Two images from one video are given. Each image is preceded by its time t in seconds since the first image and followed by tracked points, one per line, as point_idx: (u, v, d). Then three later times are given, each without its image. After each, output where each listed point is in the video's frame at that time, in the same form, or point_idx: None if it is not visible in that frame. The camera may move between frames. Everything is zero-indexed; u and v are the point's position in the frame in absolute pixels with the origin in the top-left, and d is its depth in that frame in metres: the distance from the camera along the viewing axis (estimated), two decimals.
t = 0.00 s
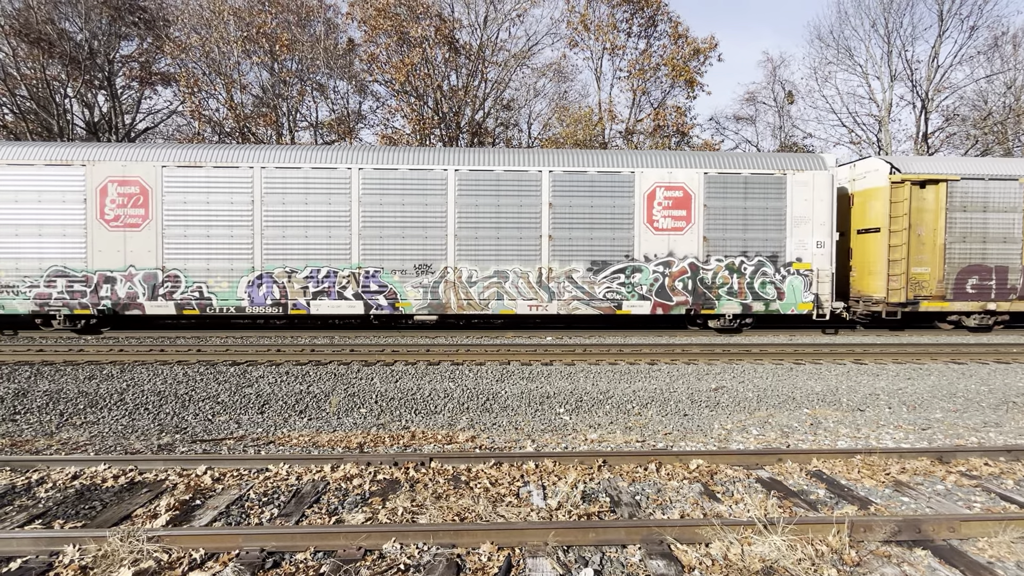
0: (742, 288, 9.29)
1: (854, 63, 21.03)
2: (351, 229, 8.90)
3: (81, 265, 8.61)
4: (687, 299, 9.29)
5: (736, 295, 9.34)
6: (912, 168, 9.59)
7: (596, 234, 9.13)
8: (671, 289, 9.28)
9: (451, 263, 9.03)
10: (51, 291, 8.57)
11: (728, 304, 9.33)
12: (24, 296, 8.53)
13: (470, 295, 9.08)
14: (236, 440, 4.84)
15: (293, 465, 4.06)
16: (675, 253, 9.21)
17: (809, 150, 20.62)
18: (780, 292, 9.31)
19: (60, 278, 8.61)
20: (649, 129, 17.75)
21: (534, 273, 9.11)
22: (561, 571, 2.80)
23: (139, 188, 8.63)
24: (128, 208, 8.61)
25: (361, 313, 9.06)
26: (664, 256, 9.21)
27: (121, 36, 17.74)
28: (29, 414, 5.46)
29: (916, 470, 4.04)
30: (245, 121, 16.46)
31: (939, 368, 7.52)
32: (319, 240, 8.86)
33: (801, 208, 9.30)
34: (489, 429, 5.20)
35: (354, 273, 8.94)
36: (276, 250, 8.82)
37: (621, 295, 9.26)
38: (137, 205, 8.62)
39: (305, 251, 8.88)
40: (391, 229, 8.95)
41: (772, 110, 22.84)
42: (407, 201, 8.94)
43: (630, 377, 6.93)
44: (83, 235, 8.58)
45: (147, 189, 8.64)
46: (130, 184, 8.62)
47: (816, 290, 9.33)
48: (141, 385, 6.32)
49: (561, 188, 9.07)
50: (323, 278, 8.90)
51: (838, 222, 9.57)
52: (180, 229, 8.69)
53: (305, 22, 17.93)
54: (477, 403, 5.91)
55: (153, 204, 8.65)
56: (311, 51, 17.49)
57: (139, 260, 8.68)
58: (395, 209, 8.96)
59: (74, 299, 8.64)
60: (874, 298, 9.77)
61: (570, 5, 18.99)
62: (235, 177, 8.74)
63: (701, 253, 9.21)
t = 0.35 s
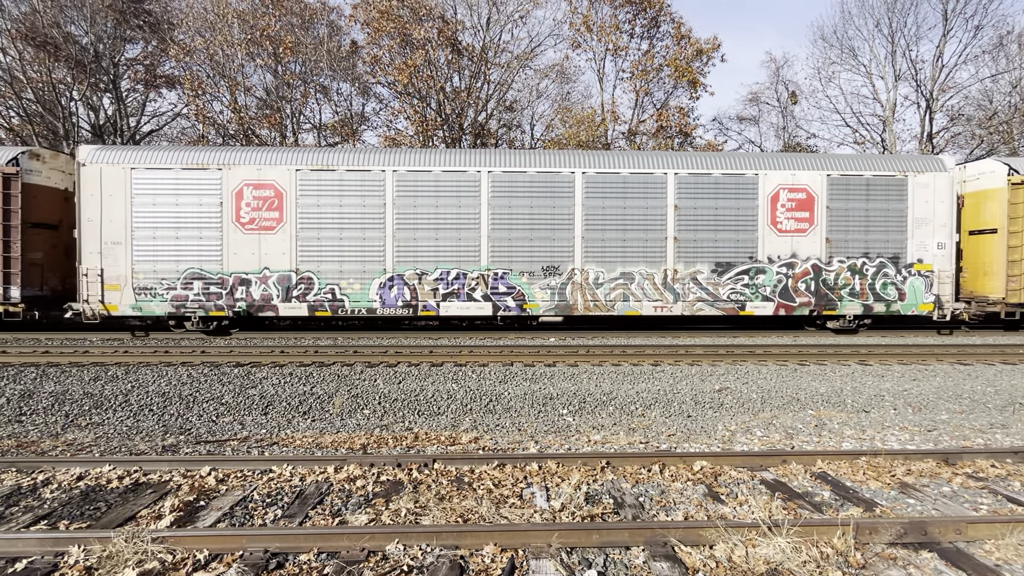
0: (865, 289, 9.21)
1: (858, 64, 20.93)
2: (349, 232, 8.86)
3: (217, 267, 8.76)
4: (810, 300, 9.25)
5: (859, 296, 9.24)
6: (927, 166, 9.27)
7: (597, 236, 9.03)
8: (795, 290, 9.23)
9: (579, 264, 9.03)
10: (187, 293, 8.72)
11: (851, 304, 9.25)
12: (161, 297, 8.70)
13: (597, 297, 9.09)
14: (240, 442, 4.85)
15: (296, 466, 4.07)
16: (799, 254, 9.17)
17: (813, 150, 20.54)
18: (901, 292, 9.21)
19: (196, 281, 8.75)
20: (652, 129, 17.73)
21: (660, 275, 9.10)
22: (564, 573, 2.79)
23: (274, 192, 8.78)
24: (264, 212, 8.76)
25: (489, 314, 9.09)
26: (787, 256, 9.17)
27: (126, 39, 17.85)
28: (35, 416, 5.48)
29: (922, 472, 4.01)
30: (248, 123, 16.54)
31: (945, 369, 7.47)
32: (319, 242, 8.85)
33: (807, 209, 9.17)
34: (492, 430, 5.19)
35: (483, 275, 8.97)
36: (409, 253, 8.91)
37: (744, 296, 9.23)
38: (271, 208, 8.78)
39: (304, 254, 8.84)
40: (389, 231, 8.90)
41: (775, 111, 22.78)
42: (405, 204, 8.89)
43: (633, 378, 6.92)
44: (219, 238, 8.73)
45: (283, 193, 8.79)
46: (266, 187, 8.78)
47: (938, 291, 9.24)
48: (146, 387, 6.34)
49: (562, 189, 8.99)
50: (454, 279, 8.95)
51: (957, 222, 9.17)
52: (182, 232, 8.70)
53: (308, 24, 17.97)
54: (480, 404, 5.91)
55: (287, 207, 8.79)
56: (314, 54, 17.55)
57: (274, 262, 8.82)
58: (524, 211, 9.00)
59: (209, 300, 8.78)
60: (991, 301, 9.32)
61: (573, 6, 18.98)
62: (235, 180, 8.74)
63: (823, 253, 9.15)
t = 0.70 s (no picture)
0: (986, 290, 9.22)
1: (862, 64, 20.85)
2: (346, 233, 8.89)
3: (349, 269, 8.94)
4: (931, 300, 9.24)
5: (978, 297, 9.26)
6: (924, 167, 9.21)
7: (592, 238, 9.01)
8: (916, 291, 9.22)
9: (703, 265, 9.08)
10: (320, 294, 8.92)
11: (971, 304, 9.25)
12: (294, 299, 8.90)
13: (721, 298, 9.13)
14: (244, 443, 4.86)
15: (300, 467, 4.08)
16: (921, 255, 9.16)
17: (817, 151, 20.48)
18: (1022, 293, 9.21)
19: (329, 282, 8.94)
20: (655, 130, 17.71)
21: (785, 276, 9.11)
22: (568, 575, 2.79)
23: (406, 195, 8.93)
24: (397, 214, 8.92)
25: (614, 316, 9.16)
26: (909, 258, 9.16)
27: (131, 43, 17.97)
28: (40, 418, 5.50)
29: (928, 473, 3.99)
30: (252, 125, 16.62)
31: (951, 370, 7.43)
32: (316, 244, 8.89)
33: (808, 210, 9.11)
34: (496, 432, 5.19)
35: (610, 276, 9.05)
36: (540, 254, 9.00)
37: (867, 296, 9.22)
38: (403, 210, 8.93)
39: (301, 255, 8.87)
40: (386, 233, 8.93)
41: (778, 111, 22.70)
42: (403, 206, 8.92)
43: (637, 379, 6.91)
44: (353, 240, 8.91)
45: (414, 196, 8.92)
46: (397, 191, 8.92)
47: None
48: (150, 388, 6.36)
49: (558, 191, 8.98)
50: (581, 280, 9.03)
51: None
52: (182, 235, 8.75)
53: (312, 27, 18.04)
54: (483, 406, 5.91)
55: (418, 210, 8.93)
56: (317, 56, 17.60)
57: (405, 264, 8.96)
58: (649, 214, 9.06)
59: (342, 301, 8.96)
60: None
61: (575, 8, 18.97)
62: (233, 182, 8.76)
63: (945, 254, 9.17)
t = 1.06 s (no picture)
0: None
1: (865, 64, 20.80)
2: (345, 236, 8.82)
3: (477, 271, 8.93)
4: None
5: None
6: (928, 168, 9.10)
7: (592, 240, 8.94)
8: None
9: (828, 266, 9.02)
10: (448, 296, 8.93)
11: None
12: (423, 299, 8.93)
13: (846, 298, 9.07)
14: (248, 444, 4.88)
15: (304, 468, 4.09)
16: None
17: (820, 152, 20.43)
18: None
19: (457, 284, 8.92)
20: (657, 131, 17.69)
21: (907, 276, 9.05)
22: None
23: (534, 197, 8.90)
24: (526, 216, 8.89)
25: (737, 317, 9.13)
26: None
27: (136, 45, 18.08)
28: (45, 418, 5.53)
29: (933, 476, 3.97)
30: (256, 127, 16.70)
31: (956, 372, 7.39)
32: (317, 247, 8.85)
33: (817, 211, 9.00)
34: (498, 433, 5.19)
35: (735, 276, 9.00)
36: (661, 255, 8.96)
37: (988, 297, 9.17)
38: (531, 213, 8.89)
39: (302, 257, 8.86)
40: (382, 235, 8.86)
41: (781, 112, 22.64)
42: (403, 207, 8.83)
43: (640, 381, 6.89)
44: (480, 242, 8.90)
45: (542, 198, 8.90)
46: (525, 192, 8.91)
47: None
48: (154, 389, 6.39)
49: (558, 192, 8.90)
50: (706, 282, 9.01)
51: None
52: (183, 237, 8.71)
53: (315, 29, 18.10)
54: (486, 407, 5.91)
55: (547, 212, 8.90)
56: (320, 58, 17.64)
57: (533, 265, 8.94)
58: (775, 216, 9.03)
59: (469, 302, 8.96)
60: None
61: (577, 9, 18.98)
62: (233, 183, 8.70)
63: None
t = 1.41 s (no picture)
0: None
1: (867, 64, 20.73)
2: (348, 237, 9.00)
3: (602, 272, 9.05)
4: None
5: None
6: (927, 168, 9.08)
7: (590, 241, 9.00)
8: None
9: (950, 267, 9.06)
10: (574, 297, 9.05)
11: None
12: (550, 300, 9.06)
13: (968, 299, 9.10)
14: (250, 444, 4.89)
15: (306, 468, 4.10)
16: None
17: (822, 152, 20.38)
18: None
19: (584, 285, 9.04)
20: (659, 132, 17.66)
21: None
22: None
23: (660, 198, 9.01)
24: (651, 217, 9.00)
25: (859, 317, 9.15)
26: None
27: (139, 47, 18.16)
28: (49, 418, 5.56)
29: (936, 477, 3.95)
30: (258, 129, 16.74)
31: (959, 373, 7.35)
32: (318, 248, 9.01)
33: (820, 211, 9.02)
34: (500, 434, 5.18)
35: (858, 277, 9.03)
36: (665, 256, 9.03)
37: None
38: (657, 214, 9.00)
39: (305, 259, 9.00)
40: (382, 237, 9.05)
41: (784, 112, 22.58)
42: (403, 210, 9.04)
43: (641, 382, 6.88)
44: (605, 243, 9.00)
45: (668, 199, 9.00)
46: (651, 194, 9.01)
47: None
48: (157, 389, 6.42)
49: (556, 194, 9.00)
50: (831, 283, 9.04)
51: None
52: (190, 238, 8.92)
53: (317, 31, 18.12)
54: (488, 408, 5.91)
55: (672, 213, 9.00)
56: (323, 59, 17.66)
57: (658, 266, 9.05)
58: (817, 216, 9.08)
59: (595, 303, 9.09)
60: None
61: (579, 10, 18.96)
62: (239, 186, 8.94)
63: None
